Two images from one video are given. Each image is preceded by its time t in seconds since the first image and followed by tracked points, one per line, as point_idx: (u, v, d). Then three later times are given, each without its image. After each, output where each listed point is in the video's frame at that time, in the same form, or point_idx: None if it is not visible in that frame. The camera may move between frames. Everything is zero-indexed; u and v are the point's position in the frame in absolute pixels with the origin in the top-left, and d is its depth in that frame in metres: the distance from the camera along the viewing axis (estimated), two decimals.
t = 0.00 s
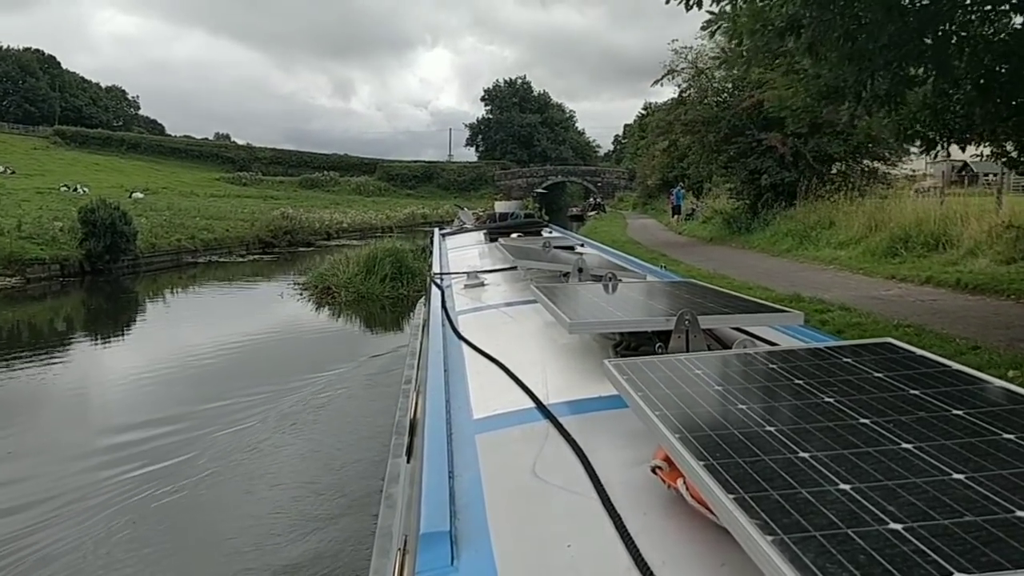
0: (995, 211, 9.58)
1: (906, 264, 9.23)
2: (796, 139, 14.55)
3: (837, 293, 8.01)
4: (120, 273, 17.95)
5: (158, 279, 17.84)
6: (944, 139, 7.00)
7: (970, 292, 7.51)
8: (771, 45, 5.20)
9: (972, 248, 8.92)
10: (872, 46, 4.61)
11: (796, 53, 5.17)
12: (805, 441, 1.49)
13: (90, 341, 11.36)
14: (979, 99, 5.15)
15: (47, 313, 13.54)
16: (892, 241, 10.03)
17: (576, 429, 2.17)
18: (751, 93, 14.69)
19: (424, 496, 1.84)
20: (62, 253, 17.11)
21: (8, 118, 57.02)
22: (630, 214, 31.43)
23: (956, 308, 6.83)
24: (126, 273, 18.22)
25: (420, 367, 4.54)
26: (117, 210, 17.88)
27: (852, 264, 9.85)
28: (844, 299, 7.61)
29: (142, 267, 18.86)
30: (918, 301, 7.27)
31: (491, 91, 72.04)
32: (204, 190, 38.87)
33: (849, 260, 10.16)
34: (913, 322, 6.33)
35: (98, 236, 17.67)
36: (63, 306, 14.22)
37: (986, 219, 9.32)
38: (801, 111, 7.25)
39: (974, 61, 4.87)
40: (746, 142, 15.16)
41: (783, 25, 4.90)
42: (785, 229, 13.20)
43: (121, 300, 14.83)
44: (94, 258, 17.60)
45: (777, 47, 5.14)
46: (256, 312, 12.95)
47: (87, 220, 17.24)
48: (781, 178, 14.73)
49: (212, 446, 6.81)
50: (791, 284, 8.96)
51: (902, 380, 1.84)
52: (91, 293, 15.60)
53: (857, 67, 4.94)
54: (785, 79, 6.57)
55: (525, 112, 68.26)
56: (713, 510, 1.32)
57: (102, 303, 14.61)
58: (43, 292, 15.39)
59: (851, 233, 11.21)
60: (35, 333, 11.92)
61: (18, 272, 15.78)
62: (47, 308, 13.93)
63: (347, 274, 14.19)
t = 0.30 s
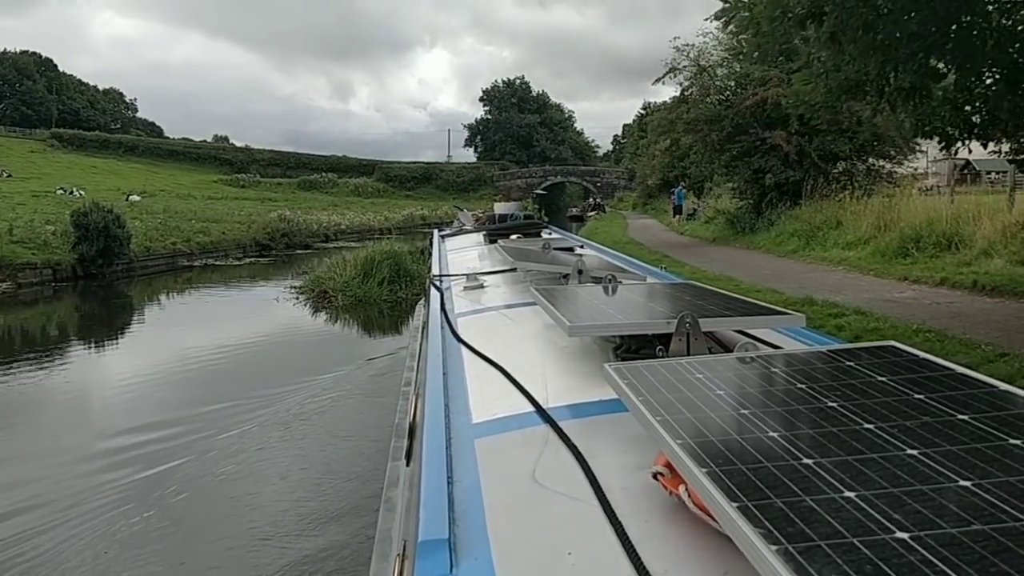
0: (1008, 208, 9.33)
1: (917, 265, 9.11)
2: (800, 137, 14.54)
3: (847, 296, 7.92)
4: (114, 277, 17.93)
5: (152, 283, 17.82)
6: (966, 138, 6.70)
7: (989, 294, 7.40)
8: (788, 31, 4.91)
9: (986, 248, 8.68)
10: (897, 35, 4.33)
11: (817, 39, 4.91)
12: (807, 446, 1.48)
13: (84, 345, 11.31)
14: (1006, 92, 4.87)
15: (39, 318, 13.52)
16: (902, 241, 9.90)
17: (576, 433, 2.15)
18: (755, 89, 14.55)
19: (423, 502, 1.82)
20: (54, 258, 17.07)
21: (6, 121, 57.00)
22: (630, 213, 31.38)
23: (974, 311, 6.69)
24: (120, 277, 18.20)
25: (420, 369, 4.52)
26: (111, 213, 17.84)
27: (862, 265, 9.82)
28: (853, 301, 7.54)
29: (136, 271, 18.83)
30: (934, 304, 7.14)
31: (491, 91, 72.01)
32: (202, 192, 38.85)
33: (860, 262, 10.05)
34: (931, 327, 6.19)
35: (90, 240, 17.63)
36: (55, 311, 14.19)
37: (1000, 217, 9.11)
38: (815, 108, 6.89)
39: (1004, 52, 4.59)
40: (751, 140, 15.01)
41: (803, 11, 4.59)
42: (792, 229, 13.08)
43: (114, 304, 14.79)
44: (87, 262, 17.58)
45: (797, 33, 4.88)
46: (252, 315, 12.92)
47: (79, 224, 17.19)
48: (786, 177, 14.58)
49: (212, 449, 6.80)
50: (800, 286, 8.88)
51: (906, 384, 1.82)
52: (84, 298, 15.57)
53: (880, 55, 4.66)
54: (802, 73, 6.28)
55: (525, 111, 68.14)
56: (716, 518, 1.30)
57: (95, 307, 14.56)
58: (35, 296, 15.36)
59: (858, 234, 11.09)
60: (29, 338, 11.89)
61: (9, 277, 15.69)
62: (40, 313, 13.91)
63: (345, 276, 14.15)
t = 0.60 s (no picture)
0: None
1: (931, 263, 8.92)
2: (807, 134, 14.36)
3: (858, 295, 7.79)
4: (111, 277, 17.88)
5: (150, 283, 17.77)
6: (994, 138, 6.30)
7: (1006, 293, 7.22)
8: (813, 15, 4.61)
9: (1002, 246, 8.42)
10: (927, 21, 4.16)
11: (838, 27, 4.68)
12: (816, 438, 1.49)
13: (82, 346, 11.27)
14: None
15: (36, 319, 13.48)
16: (915, 239, 9.72)
17: (582, 427, 2.17)
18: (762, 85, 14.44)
19: (430, 495, 1.84)
20: (49, 258, 17.02)
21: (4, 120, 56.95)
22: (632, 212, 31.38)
23: (995, 312, 6.50)
24: (118, 276, 18.15)
25: (423, 366, 4.54)
26: (107, 213, 17.75)
27: (874, 264, 9.58)
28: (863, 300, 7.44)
29: (133, 271, 18.81)
30: (952, 304, 6.97)
31: (491, 90, 72.02)
32: (201, 191, 38.83)
33: (872, 259, 9.90)
34: (953, 328, 5.99)
35: (87, 239, 17.60)
36: (52, 312, 14.16)
37: (1015, 214, 8.91)
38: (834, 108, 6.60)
39: None
40: (760, 136, 14.75)
41: None
42: (799, 227, 13.00)
43: (111, 305, 14.73)
44: (84, 262, 17.55)
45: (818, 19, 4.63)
46: (252, 315, 12.88)
47: (76, 223, 17.16)
48: (793, 174, 14.49)
49: (215, 447, 6.81)
50: (809, 285, 8.76)
51: (913, 377, 1.84)
52: (81, 299, 15.53)
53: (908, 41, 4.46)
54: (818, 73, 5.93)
55: (524, 110, 67.99)
56: (725, 509, 1.32)
57: (93, 308, 14.52)
58: (31, 297, 15.31)
59: (868, 232, 10.94)
60: (27, 339, 11.84)
61: (4, 278, 15.59)
62: (36, 314, 13.88)
63: (346, 276, 14.12)
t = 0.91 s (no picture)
0: None
1: (940, 262, 8.64)
2: (814, 128, 14.26)
3: (868, 292, 7.64)
4: (106, 273, 17.80)
5: (146, 278, 17.71)
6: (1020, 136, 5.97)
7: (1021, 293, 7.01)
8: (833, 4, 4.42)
9: (1015, 243, 8.14)
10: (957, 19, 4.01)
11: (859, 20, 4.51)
12: (819, 433, 1.51)
13: (78, 342, 11.19)
14: None
15: (31, 315, 13.38)
16: (927, 235, 9.42)
17: (584, 421, 2.18)
18: (768, 78, 14.48)
19: (434, 488, 1.86)
20: (43, 252, 16.88)
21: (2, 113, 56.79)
22: (635, 207, 31.32)
23: (1016, 312, 6.25)
24: (113, 272, 18.12)
25: (425, 360, 4.55)
26: (102, 207, 17.68)
27: (885, 262, 9.33)
28: (871, 295, 7.40)
29: (129, 266, 18.75)
30: (966, 303, 6.75)
31: (491, 84, 71.86)
32: (200, 185, 38.76)
33: (881, 257, 9.67)
34: (976, 329, 5.69)
35: (82, 234, 17.52)
36: (47, 307, 14.08)
37: None
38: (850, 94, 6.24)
39: None
40: (765, 130, 14.68)
41: None
42: (806, 222, 12.92)
43: (107, 301, 14.66)
44: (79, 257, 17.45)
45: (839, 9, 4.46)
46: (249, 311, 12.79)
47: (71, 217, 17.09)
48: (799, 169, 14.31)
49: (216, 441, 6.82)
50: (815, 282, 8.63)
51: (916, 372, 1.85)
52: (76, 295, 15.45)
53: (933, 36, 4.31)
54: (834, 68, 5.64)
55: (525, 104, 67.82)
56: (728, 502, 1.34)
57: (89, 304, 14.46)
58: (25, 293, 15.21)
59: (876, 229, 10.68)
60: (22, 335, 11.75)
61: None
62: (31, 310, 13.80)
63: (345, 273, 14.09)
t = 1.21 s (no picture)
0: None
1: (954, 260, 8.58)
2: (818, 124, 14.13)
3: (876, 294, 7.47)
4: (99, 270, 17.68)
5: (139, 275, 17.63)
6: None
7: None
8: None
9: None
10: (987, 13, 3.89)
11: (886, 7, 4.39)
12: (818, 430, 1.52)
13: (71, 338, 11.09)
14: None
15: (22, 312, 13.22)
16: (936, 234, 9.34)
17: (584, 418, 2.19)
18: (771, 73, 14.22)
19: (433, 484, 1.87)
20: (35, 249, 16.78)
21: None
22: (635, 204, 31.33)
23: None
24: (106, 268, 18.03)
25: (424, 356, 4.55)
26: (94, 202, 17.58)
27: (893, 260, 9.35)
28: (881, 297, 7.29)
29: (123, 262, 18.66)
30: (977, 304, 6.67)
31: (489, 79, 71.77)
32: (196, 180, 38.65)
33: (889, 255, 9.63)
34: (996, 332, 5.63)
35: (74, 230, 17.41)
36: (38, 304, 13.96)
37: None
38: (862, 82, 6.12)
39: None
40: (769, 125, 14.56)
41: None
42: (813, 220, 12.73)
43: (100, 298, 14.57)
44: (71, 253, 17.32)
45: None
46: (242, 309, 12.63)
47: (63, 213, 16.98)
48: (802, 166, 14.31)
49: (214, 437, 6.82)
50: (820, 282, 8.52)
51: (916, 370, 1.86)
52: (68, 291, 15.34)
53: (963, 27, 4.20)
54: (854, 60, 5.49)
55: (523, 100, 67.75)
56: (727, 500, 1.35)
57: (81, 301, 14.36)
58: (15, 290, 15.07)
59: (883, 226, 10.61)
60: (12, 332, 11.61)
61: None
62: (23, 307, 13.69)
63: (339, 270, 13.93)
